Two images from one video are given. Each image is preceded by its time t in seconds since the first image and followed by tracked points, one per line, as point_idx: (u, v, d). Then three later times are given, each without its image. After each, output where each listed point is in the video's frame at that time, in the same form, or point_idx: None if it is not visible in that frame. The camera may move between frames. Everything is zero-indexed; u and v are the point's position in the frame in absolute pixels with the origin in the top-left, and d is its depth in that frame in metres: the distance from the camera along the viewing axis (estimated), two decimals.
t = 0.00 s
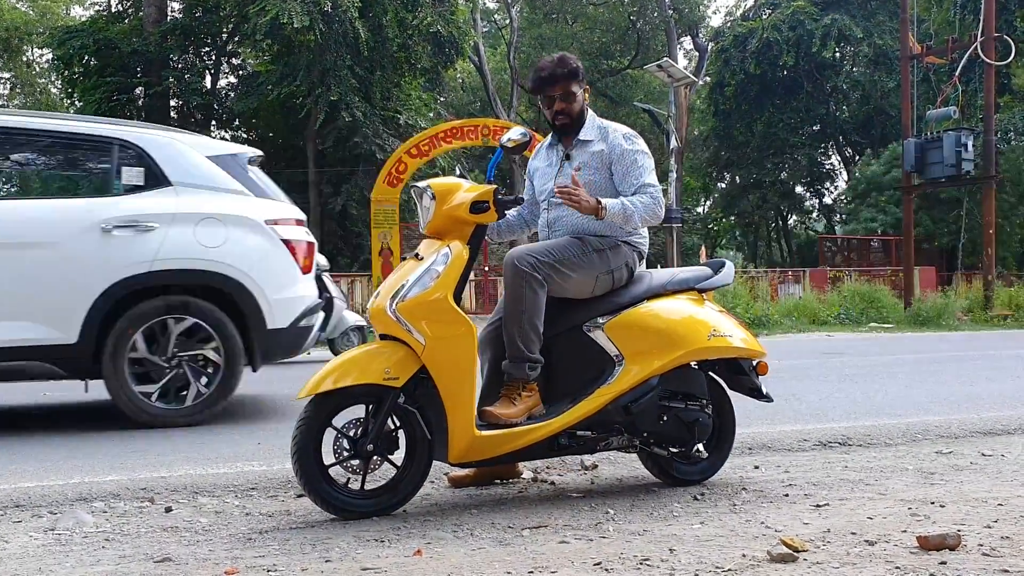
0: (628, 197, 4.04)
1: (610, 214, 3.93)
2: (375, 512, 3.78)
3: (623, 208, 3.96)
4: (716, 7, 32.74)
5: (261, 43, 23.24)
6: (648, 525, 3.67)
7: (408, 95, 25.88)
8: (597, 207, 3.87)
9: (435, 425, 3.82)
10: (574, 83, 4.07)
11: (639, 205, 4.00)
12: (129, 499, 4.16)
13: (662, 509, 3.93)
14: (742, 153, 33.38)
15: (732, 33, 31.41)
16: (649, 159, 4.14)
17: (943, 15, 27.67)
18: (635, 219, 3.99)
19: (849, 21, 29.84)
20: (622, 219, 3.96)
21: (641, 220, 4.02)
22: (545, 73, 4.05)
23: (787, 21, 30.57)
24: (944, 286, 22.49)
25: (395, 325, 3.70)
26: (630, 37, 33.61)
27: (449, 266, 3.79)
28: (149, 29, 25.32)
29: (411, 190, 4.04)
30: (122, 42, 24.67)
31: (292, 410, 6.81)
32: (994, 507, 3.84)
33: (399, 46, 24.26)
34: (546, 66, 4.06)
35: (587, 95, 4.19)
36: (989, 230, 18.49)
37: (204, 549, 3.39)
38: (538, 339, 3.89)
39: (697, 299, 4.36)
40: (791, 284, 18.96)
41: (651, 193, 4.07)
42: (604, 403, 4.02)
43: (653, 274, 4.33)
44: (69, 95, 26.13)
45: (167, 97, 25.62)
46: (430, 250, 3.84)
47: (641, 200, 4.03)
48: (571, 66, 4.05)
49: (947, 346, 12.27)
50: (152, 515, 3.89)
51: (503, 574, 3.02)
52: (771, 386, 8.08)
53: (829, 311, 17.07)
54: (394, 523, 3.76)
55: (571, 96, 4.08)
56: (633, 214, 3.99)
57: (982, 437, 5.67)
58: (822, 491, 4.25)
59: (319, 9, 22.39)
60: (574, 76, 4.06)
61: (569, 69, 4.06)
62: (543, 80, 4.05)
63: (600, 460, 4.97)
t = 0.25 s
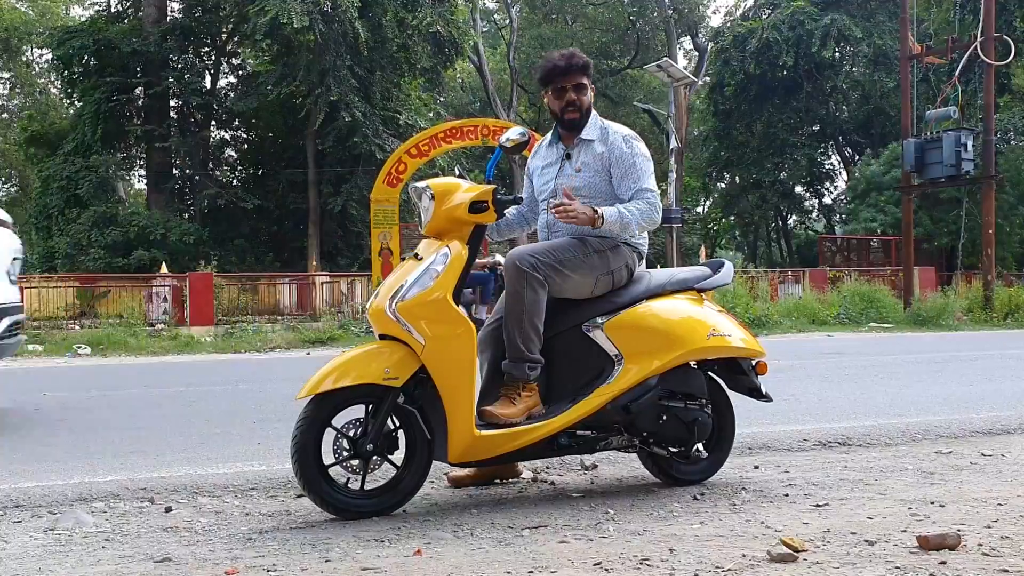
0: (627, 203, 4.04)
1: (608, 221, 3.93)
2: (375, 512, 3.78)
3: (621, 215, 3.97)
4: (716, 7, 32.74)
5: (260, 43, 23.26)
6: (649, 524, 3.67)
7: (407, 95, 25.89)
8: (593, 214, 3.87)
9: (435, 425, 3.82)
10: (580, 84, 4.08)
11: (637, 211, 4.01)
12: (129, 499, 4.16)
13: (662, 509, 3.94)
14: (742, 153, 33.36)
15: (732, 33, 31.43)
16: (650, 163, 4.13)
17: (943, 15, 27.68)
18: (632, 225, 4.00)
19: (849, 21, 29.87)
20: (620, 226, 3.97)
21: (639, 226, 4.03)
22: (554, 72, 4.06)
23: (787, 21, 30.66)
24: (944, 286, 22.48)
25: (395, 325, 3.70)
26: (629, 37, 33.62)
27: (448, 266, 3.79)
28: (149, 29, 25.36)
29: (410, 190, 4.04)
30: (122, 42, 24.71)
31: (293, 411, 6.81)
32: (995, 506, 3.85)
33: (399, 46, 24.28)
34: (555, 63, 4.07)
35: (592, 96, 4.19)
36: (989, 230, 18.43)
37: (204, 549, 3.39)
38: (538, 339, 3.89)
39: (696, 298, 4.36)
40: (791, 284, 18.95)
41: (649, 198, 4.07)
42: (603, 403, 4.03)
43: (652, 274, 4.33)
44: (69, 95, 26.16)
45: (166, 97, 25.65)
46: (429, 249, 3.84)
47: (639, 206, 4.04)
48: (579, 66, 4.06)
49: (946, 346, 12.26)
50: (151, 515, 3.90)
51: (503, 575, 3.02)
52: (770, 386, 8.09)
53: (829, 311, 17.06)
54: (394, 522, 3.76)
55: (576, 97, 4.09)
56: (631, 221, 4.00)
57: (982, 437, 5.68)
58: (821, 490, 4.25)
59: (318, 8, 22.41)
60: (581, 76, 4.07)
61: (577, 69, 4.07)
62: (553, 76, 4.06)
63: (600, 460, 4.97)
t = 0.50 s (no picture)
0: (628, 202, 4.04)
1: (608, 221, 3.93)
2: (375, 512, 3.78)
3: (621, 215, 3.97)
4: (715, 7, 32.76)
5: (260, 43, 23.30)
6: (648, 524, 3.67)
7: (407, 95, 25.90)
8: (593, 213, 3.87)
9: (435, 424, 3.82)
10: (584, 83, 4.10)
11: (637, 211, 4.01)
12: (128, 499, 4.16)
13: (662, 509, 3.93)
14: (742, 153, 33.36)
15: (732, 33, 31.44)
16: (650, 163, 4.14)
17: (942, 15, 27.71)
18: (633, 225, 4.00)
19: (849, 21, 29.89)
20: (621, 226, 3.98)
21: (640, 225, 4.03)
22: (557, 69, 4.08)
23: (787, 21, 30.71)
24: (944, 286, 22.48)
25: (394, 325, 3.70)
26: (629, 37, 33.63)
27: (447, 266, 3.79)
28: (149, 28, 25.39)
29: (409, 190, 4.04)
30: (121, 42, 24.72)
31: (292, 410, 6.81)
32: (994, 506, 3.85)
33: (399, 46, 24.29)
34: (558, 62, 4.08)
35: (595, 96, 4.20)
36: (989, 229, 18.41)
37: (203, 548, 3.39)
38: (540, 338, 3.89)
39: (696, 298, 4.37)
40: (790, 283, 18.95)
41: (649, 198, 4.07)
42: (603, 403, 4.03)
43: (652, 274, 4.33)
44: (69, 95, 26.16)
45: (166, 97, 25.66)
46: (429, 249, 3.83)
47: (641, 206, 4.04)
48: (584, 65, 4.07)
49: (946, 345, 12.25)
50: (151, 514, 3.89)
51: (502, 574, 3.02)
52: (770, 386, 8.09)
53: (829, 311, 17.07)
54: (393, 522, 3.76)
55: (579, 96, 4.10)
56: (632, 221, 4.00)
57: (982, 437, 5.67)
58: (821, 490, 4.25)
59: (318, 8, 22.43)
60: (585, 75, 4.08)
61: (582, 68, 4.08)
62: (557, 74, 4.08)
63: (599, 460, 4.97)
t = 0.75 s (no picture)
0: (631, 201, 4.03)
1: (612, 217, 3.92)
2: (376, 512, 3.78)
3: (624, 212, 3.96)
4: (715, 7, 32.77)
5: (260, 43, 23.31)
6: (648, 524, 3.67)
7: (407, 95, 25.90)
8: (596, 210, 3.86)
9: (436, 424, 3.82)
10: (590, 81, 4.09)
11: (640, 210, 4.01)
12: (129, 499, 4.16)
13: (662, 509, 3.93)
14: (742, 153, 33.34)
15: (732, 33, 31.43)
16: (653, 162, 4.13)
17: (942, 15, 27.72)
18: (636, 223, 4.00)
19: (848, 21, 29.90)
20: (623, 222, 3.97)
21: (642, 223, 4.03)
22: (561, 68, 4.07)
23: (787, 21, 30.71)
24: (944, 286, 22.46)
25: (395, 325, 3.70)
26: (629, 37, 33.61)
27: (448, 266, 3.79)
28: (149, 29, 25.41)
29: (410, 190, 4.04)
30: (121, 42, 24.74)
31: (292, 411, 6.81)
32: (994, 506, 3.85)
33: (398, 45, 24.31)
34: (560, 63, 4.07)
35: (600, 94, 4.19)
36: (989, 229, 18.40)
37: (203, 548, 3.39)
38: (542, 337, 3.89)
39: (696, 298, 4.37)
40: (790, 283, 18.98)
41: (652, 196, 4.07)
42: (604, 403, 4.03)
43: (652, 274, 4.33)
44: (69, 95, 26.17)
45: (166, 97, 25.68)
46: (429, 249, 3.84)
47: (643, 204, 4.03)
48: (587, 62, 4.06)
49: (946, 346, 12.26)
50: (151, 515, 3.89)
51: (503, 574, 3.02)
52: (770, 386, 8.08)
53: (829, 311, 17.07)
54: (394, 522, 3.76)
55: (585, 94, 4.10)
56: (634, 217, 3.99)
57: (982, 437, 5.67)
58: (821, 490, 4.25)
59: (318, 8, 22.46)
60: (590, 72, 4.07)
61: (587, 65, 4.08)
62: (560, 73, 4.08)
63: (600, 460, 4.97)
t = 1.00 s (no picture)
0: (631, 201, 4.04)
1: (611, 217, 3.92)
2: (376, 512, 3.78)
3: (624, 212, 3.96)
4: (715, 7, 32.76)
5: (260, 43, 23.31)
6: (649, 524, 3.67)
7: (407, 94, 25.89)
8: (596, 209, 3.86)
9: (436, 425, 3.82)
10: (589, 81, 4.08)
11: (640, 210, 4.01)
12: (130, 499, 4.16)
13: (662, 509, 3.94)
14: (742, 153, 33.36)
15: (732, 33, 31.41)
16: (654, 162, 4.13)
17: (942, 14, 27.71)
18: (636, 223, 3.99)
19: (848, 21, 29.89)
20: (623, 222, 3.97)
21: (642, 223, 4.02)
22: (559, 69, 4.06)
23: (787, 20, 30.69)
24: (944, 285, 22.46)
25: (395, 326, 3.70)
26: (629, 37, 33.60)
27: (448, 266, 3.80)
28: (148, 28, 25.42)
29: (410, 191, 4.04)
30: (121, 42, 24.73)
31: (293, 411, 6.81)
32: (994, 507, 3.85)
33: (398, 45, 24.32)
34: (558, 64, 4.06)
35: (599, 94, 4.19)
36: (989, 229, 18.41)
37: (204, 549, 3.39)
38: (542, 338, 3.89)
39: (696, 298, 4.37)
40: (790, 284, 19.04)
41: (652, 195, 4.07)
42: (604, 403, 4.03)
43: (652, 274, 4.33)
44: (69, 94, 26.16)
45: (166, 97, 25.68)
46: (429, 250, 3.84)
47: (643, 203, 4.03)
48: (587, 62, 4.05)
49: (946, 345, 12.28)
50: (152, 515, 3.90)
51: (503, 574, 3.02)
52: (769, 386, 8.08)
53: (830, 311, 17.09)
54: (394, 523, 3.76)
55: (585, 95, 4.09)
56: (634, 217, 3.99)
57: (982, 437, 5.68)
58: (821, 490, 4.26)
59: (318, 8, 22.47)
60: (590, 72, 4.06)
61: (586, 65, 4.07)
62: (558, 74, 4.06)
63: (600, 460, 4.98)
